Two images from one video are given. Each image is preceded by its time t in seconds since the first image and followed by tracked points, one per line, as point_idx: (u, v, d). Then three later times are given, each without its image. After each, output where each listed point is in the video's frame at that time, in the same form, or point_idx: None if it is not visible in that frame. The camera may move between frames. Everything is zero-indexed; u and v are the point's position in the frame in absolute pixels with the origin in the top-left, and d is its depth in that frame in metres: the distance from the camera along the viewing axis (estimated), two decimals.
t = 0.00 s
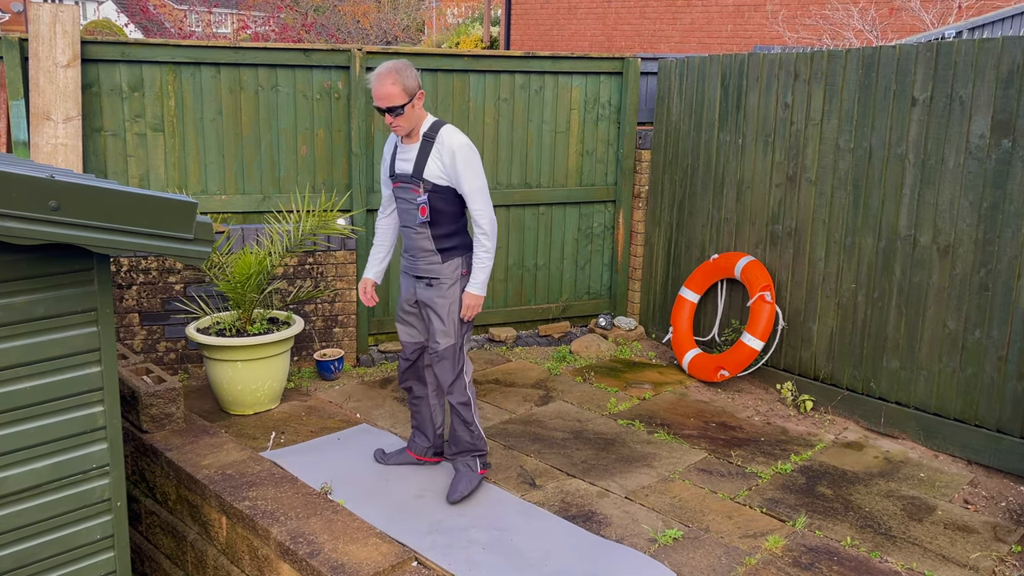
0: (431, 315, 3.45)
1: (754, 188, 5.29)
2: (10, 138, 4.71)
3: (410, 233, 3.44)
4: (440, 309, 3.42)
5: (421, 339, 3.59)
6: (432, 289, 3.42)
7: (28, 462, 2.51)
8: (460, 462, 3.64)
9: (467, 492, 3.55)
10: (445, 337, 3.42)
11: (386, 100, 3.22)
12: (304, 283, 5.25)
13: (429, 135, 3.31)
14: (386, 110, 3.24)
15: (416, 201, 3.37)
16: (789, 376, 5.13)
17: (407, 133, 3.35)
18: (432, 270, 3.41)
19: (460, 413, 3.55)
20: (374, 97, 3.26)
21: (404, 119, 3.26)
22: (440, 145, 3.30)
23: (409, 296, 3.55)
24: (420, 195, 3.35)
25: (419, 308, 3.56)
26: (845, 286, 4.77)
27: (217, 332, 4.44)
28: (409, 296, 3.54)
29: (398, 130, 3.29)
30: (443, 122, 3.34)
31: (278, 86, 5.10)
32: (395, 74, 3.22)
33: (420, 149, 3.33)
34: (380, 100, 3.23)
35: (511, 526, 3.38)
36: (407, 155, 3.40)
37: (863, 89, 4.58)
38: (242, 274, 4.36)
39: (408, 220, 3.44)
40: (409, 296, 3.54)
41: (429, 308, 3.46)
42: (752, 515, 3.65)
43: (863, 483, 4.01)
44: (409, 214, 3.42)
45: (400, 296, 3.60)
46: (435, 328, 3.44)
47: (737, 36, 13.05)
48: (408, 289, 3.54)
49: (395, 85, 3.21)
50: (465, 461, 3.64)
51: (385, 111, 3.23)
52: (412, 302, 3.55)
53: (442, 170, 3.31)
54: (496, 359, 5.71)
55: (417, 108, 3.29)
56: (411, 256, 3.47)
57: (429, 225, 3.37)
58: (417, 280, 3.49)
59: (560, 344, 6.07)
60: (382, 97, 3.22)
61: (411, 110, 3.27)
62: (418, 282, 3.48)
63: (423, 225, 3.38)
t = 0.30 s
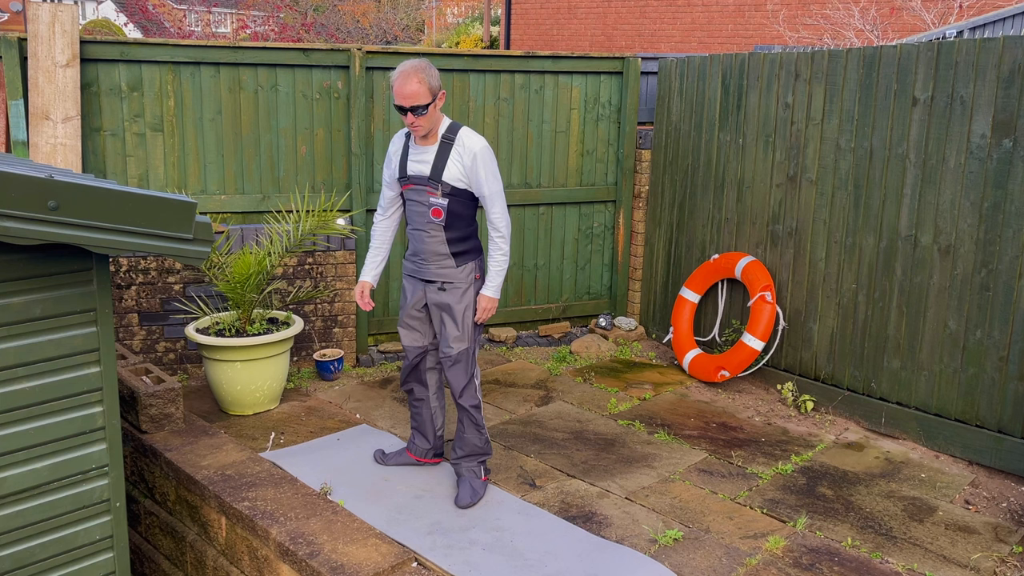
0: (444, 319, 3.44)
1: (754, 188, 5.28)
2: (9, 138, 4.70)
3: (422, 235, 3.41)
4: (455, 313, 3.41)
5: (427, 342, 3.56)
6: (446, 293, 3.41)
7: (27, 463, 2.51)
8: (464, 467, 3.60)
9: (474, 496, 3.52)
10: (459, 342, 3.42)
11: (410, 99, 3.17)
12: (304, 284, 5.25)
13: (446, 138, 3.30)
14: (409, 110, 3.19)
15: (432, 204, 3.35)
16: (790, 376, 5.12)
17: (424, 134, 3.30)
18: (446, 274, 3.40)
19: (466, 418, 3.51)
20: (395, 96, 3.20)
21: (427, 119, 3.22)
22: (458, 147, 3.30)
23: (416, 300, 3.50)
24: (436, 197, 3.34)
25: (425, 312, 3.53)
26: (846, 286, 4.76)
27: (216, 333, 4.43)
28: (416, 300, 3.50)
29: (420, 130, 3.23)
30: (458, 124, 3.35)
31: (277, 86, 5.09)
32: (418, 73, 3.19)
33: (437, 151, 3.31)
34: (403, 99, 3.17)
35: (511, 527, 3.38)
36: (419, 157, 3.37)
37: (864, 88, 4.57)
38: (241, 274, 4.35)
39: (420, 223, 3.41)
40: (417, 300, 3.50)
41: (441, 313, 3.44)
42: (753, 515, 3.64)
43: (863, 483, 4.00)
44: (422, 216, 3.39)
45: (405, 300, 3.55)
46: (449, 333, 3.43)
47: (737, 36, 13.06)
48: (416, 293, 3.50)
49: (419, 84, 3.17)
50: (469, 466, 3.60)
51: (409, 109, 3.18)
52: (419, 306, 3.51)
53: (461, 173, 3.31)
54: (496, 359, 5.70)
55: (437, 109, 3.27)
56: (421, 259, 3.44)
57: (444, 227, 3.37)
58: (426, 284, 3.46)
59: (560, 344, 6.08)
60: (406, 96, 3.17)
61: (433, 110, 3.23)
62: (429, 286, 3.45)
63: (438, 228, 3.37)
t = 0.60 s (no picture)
0: (464, 325, 3.43)
1: (755, 188, 5.27)
2: (8, 138, 4.69)
3: (449, 241, 3.37)
4: (477, 320, 3.42)
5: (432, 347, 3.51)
6: (469, 299, 3.41)
7: (25, 463, 2.50)
8: (466, 467, 3.60)
9: (475, 497, 3.52)
10: (479, 347, 3.42)
11: (452, 94, 3.17)
12: (303, 284, 5.24)
13: (477, 142, 3.29)
14: (450, 105, 3.17)
15: (463, 210, 3.33)
16: (790, 377, 5.11)
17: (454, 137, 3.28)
18: (469, 279, 3.40)
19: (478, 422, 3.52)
20: (436, 92, 3.19)
21: (464, 118, 3.20)
22: (489, 153, 3.30)
23: (433, 306, 3.47)
24: (468, 204, 3.32)
25: (436, 319, 3.49)
26: (847, 286, 4.75)
27: (216, 333, 4.42)
28: (432, 305, 3.47)
29: (456, 128, 3.21)
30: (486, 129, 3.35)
31: (277, 85, 5.08)
32: (460, 71, 3.21)
33: (468, 156, 3.30)
34: (444, 94, 3.17)
35: (511, 527, 3.37)
36: (446, 161, 3.33)
37: (865, 88, 4.56)
38: (241, 274, 4.34)
39: (447, 228, 3.37)
40: (435, 305, 3.46)
41: (462, 318, 3.43)
42: (753, 516, 3.64)
43: (864, 484, 3.99)
44: (449, 222, 3.36)
45: (417, 304, 3.50)
46: (468, 339, 3.42)
47: (737, 35, 13.07)
48: (434, 298, 3.46)
49: (461, 81, 3.18)
50: (472, 467, 3.59)
51: (450, 105, 3.16)
52: (435, 311, 3.47)
53: (492, 178, 3.32)
54: (496, 359, 5.69)
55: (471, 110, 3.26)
56: (444, 265, 3.40)
57: (473, 235, 3.36)
58: (448, 290, 3.43)
59: (560, 344, 6.07)
60: (449, 91, 3.17)
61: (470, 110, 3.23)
62: (450, 292, 3.43)
63: (466, 233, 3.35)
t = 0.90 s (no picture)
0: (473, 326, 3.40)
1: (755, 188, 5.27)
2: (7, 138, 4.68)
3: (460, 243, 3.33)
4: (486, 321, 3.39)
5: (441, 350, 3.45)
6: (478, 301, 3.38)
7: (24, 464, 2.49)
8: (467, 468, 3.56)
9: (475, 497, 3.50)
10: (488, 348, 3.40)
11: (469, 88, 3.18)
12: (302, 284, 5.23)
13: (492, 144, 3.26)
14: (467, 98, 3.17)
15: (476, 212, 3.30)
16: (791, 377, 5.10)
17: (467, 135, 3.25)
18: (479, 281, 3.37)
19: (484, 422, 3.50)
20: (453, 86, 3.19)
21: (480, 113, 3.20)
22: (503, 154, 3.29)
23: (441, 307, 3.42)
24: (482, 206, 3.29)
25: (443, 320, 3.45)
26: (847, 286, 4.74)
27: (215, 333, 4.41)
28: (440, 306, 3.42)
29: (472, 124, 3.19)
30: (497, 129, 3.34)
31: (276, 85, 5.07)
32: (476, 67, 3.23)
33: (482, 157, 3.27)
34: (461, 88, 3.17)
35: (511, 528, 3.36)
36: (458, 162, 3.30)
37: (866, 87, 4.55)
38: (240, 274, 4.33)
39: (458, 230, 3.33)
40: (443, 306, 3.42)
41: (470, 319, 3.40)
42: (754, 516, 3.63)
43: (865, 484, 3.98)
44: (460, 223, 3.32)
45: (424, 306, 3.44)
46: (477, 340, 3.40)
47: (737, 35, 13.09)
48: (442, 299, 3.41)
49: (477, 75, 3.20)
50: (473, 468, 3.56)
51: (467, 98, 3.16)
52: (442, 312, 3.43)
53: (506, 180, 3.30)
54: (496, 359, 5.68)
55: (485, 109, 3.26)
56: (454, 266, 3.36)
57: (486, 236, 3.33)
58: (457, 291, 3.39)
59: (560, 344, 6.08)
60: (466, 84, 3.17)
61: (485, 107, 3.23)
62: (459, 293, 3.39)
63: (478, 235, 3.32)
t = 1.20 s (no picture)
0: (476, 325, 3.37)
1: (756, 187, 5.26)
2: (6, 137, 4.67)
3: (463, 243, 3.28)
4: (490, 320, 3.37)
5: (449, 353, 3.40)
6: (482, 300, 3.35)
7: (22, 465, 2.48)
8: (467, 468, 3.55)
9: (477, 497, 3.50)
10: (491, 347, 3.38)
11: (471, 84, 3.16)
12: (302, 284, 5.23)
13: (494, 143, 3.25)
14: (469, 93, 3.15)
15: (479, 211, 3.27)
16: (792, 377, 5.09)
17: (469, 133, 3.22)
18: (482, 280, 3.34)
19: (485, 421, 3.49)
20: (454, 82, 3.17)
21: (482, 109, 3.17)
22: (503, 152, 3.29)
23: (444, 308, 3.36)
24: (485, 205, 3.26)
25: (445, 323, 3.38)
26: (849, 285, 4.73)
27: (214, 333, 4.41)
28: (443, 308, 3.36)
29: (474, 120, 3.16)
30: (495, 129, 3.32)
31: (276, 84, 5.06)
32: (478, 64, 3.22)
33: (484, 157, 3.25)
34: (464, 84, 3.16)
35: (511, 528, 3.35)
36: (459, 162, 3.25)
37: (867, 87, 4.54)
38: (240, 274, 4.32)
39: (460, 230, 3.28)
40: (445, 308, 3.36)
41: (473, 319, 3.37)
42: (754, 517, 3.61)
43: (865, 485, 3.97)
44: (462, 223, 3.27)
45: (426, 309, 3.36)
46: (480, 340, 3.38)
47: (738, 35, 13.09)
48: (444, 301, 3.35)
49: (479, 71, 3.19)
50: (474, 468, 3.55)
51: (469, 93, 3.14)
52: (445, 314, 3.37)
53: (507, 178, 3.31)
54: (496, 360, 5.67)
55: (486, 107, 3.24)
56: (457, 266, 3.31)
57: (488, 235, 3.30)
58: (459, 291, 3.35)
59: (560, 345, 6.06)
60: (468, 79, 3.16)
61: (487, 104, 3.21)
62: (461, 293, 3.35)
63: (481, 234, 3.29)
